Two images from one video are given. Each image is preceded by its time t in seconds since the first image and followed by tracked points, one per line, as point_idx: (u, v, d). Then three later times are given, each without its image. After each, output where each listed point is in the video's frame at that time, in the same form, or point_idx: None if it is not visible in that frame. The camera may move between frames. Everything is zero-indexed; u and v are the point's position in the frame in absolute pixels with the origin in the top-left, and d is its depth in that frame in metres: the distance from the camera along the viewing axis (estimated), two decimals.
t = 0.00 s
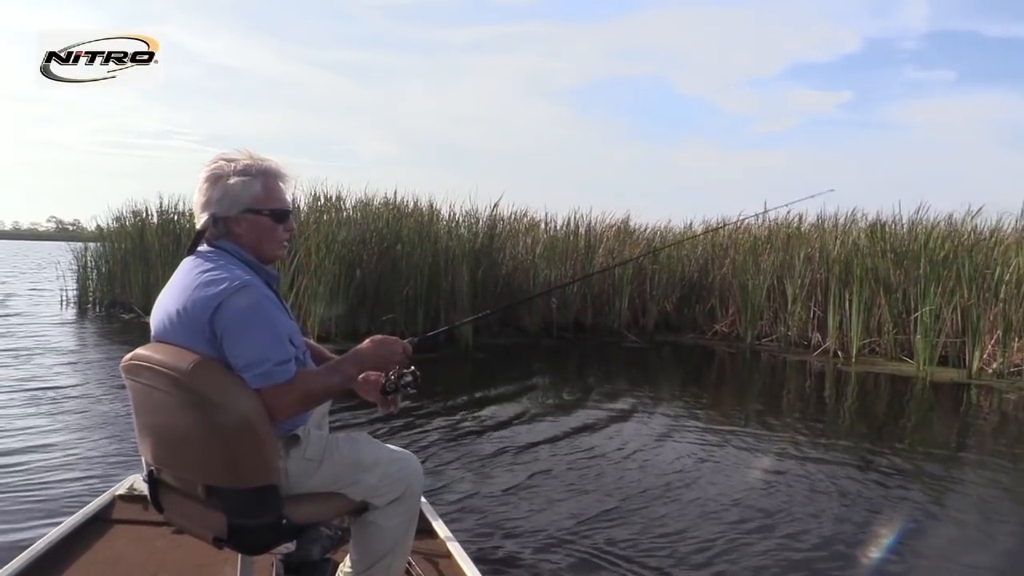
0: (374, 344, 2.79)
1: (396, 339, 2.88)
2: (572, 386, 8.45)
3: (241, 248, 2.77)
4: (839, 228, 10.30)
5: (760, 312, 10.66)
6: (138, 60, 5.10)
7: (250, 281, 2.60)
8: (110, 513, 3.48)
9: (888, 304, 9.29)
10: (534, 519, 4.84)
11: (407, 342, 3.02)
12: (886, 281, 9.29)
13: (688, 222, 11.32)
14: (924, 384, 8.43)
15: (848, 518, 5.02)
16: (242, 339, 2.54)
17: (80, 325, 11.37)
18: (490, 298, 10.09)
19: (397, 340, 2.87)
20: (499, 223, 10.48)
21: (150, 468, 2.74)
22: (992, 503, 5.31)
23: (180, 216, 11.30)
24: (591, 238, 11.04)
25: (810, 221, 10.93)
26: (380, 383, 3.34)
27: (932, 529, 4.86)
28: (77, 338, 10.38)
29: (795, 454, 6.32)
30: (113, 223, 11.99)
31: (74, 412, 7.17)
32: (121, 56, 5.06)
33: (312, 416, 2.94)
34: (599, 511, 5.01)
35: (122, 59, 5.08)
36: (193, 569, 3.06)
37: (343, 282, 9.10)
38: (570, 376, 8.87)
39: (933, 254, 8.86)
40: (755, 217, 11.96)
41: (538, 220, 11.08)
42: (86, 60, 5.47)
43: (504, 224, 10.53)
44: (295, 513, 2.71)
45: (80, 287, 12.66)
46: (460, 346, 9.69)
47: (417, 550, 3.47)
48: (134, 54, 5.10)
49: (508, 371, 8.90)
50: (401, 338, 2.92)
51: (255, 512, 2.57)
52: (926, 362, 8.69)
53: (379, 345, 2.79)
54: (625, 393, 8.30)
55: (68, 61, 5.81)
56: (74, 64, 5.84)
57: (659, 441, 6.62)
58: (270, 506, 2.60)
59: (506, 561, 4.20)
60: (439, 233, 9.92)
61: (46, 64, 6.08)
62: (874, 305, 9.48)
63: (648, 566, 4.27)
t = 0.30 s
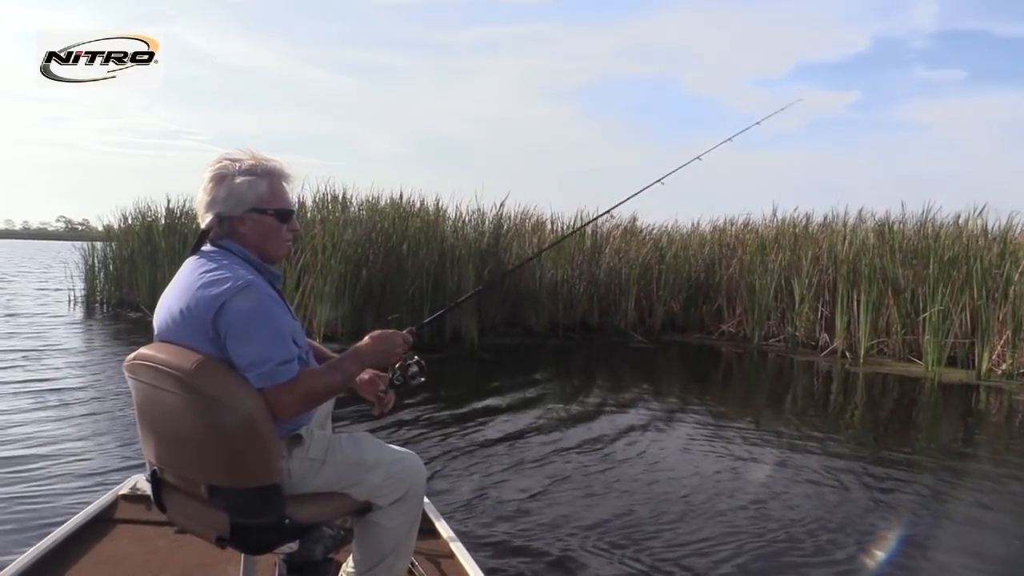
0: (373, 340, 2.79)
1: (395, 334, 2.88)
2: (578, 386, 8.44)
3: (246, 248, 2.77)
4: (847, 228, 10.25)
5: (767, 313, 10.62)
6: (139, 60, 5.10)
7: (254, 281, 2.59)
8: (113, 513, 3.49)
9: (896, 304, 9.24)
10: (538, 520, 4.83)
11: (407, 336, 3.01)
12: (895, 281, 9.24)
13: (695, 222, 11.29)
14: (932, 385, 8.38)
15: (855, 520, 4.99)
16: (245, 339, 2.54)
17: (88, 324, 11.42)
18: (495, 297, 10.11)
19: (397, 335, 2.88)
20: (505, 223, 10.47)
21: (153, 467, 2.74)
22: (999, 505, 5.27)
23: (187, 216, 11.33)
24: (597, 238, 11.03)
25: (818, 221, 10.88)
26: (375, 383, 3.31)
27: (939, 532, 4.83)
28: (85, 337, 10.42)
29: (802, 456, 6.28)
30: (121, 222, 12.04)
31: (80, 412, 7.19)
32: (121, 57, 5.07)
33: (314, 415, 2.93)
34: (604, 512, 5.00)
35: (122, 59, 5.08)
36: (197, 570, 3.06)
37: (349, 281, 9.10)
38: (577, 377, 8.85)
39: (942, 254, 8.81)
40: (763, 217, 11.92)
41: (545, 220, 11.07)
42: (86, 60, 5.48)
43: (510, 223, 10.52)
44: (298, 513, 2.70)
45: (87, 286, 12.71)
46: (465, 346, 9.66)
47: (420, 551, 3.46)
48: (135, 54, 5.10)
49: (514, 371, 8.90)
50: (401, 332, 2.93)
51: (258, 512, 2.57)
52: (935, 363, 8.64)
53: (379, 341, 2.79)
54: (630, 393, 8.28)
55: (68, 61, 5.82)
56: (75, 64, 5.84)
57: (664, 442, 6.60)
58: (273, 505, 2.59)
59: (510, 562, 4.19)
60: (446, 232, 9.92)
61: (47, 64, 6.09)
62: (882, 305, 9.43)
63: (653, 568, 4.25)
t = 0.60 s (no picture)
0: (374, 337, 2.79)
1: (395, 328, 2.88)
2: (584, 386, 8.42)
3: (248, 246, 2.76)
4: (854, 227, 10.20)
5: (774, 312, 10.58)
6: (139, 60, 5.11)
7: (256, 279, 2.59)
8: (116, 512, 3.49)
9: (904, 304, 9.19)
10: (542, 519, 4.82)
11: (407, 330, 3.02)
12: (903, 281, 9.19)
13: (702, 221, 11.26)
14: (941, 385, 8.33)
15: (861, 521, 4.96)
16: (248, 337, 2.53)
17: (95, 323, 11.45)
18: (501, 296, 10.12)
19: (397, 330, 2.88)
20: (512, 221, 10.46)
21: (156, 465, 2.74)
22: (1006, 506, 5.24)
23: (193, 215, 11.35)
24: (603, 238, 11.00)
25: (825, 220, 10.83)
26: (377, 379, 3.29)
27: (946, 533, 4.79)
28: (92, 336, 10.46)
29: (808, 456, 6.25)
30: (128, 222, 12.08)
31: (86, 410, 7.21)
32: (121, 56, 5.08)
33: (317, 414, 2.93)
34: (608, 511, 4.98)
35: (122, 59, 5.09)
36: (199, 569, 3.06)
37: (355, 280, 9.10)
38: (583, 377, 8.82)
39: (950, 254, 8.76)
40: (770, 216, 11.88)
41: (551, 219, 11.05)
42: (86, 60, 5.49)
43: (516, 222, 10.51)
44: (300, 512, 2.70)
45: (94, 285, 12.76)
46: (471, 345, 9.65)
47: (423, 550, 3.45)
48: (135, 54, 5.11)
49: (519, 370, 8.89)
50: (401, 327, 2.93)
51: (261, 510, 2.56)
52: (944, 364, 8.59)
53: (380, 338, 2.79)
54: (636, 393, 8.27)
55: (68, 61, 5.84)
56: (75, 64, 5.86)
57: (670, 442, 6.57)
58: (276, 504, 2.58)
59: (514, 561, 4.18)
60: (452, 231, 9.91)
61: (47, 64, 6.10)
62: (890, 305, 9.39)
63: (656, 567, 4.23)
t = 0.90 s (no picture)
0: (372, 334, 2.79)
1: (393, 324, 2.88)
2: (589, 386, 8.41)
3: (249, 246, 2.76)
4: (862, 226, 10.16)
5: (780, 311, 10.55)
6: (139, 60, 5.11)
7: (257, 278, 2.58)
8: (119, 511, 3.50)
9: (911, 304, 9.15)
10: (545, 519, 4.80)
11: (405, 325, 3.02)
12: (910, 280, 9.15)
13: (708, 220, 11.24)
14: (948, 385, 8.29)
15: (867, 521, 4.93)
16: (250, 336, 2.53)
17: (102, 323, 11.50)
18: (506, 296, 10.11)
19: (396, 325, 2.88)
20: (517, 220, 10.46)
21: (159, 465, 2.74)
22: (1013, 507, 5.19)
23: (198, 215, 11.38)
24: (608, 237, 10.99)
25: (832, 219, 10.79)
26: (380, 375, 3.26)
27: (954, 534, 4.75)
28: (99, 336, 10.50)
29: (814, 456, 6.22)
30: (135, 222, 12.13)
31: (92, 410, 7.23)
32: (122, 57, 5.09)
33: (320, 413, 2.92)
34: (612, 511, 4.97)
35: (122, 59, 5.10)
36: (202, 568, 3.07)
37: (360, 280, 9.11)
38: (589, 377, 8.78)
39: (957, 253, 8.71)
40: (777, 215, 11.84)
41: (556, 218, 11.04)
42: (86, 60, 5.50)
43: (522, 221, 10.50)
44: (302, 511, 2.69)
45: (100, 284, 12.81)
46: (475, 344, 9.65)
47: (425, 549, 3.44)
48: (134, 54, 5.11)
49: (525, 370, 8.88)
50: (399, 322, 2.93)
51: (264, 509, 2.56)
52: (951, 363, 8.55)
53: (378, 335, 2.79)
54: (641, 392, 8.25)
55: (68, 62, 5.85)
56: (75, 64, 5.87)
57: (675, 442, 6.55)
58: (278, 503, 2.58)
59: (517, 561, 4.17)
60: (457, 230, 9.90)
61: (47, 65, 6.11)
62: (897, 304, 9.34)
63: (660, 567, 4.21)
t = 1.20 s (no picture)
0: (374, 331, 2.78)
1: (394, 320, 2.88)
2: (593, 385, 8.40)
3: (254, 245, 2.76)
4: (868, 225, 10.12)
5: (786, 311, 10.53)
6: (139, 60, 5.12)
7: (260, 277, 2.58)
8: (123, 510, 3.51)
9: (918, 303, 9.12)
10: (548, 517, 4.80)
11: (405, 320, 3.02)
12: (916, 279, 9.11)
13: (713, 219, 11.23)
14: (955, 384, 8.26)
15: (871, 520, 4.91)
16: (254, 334, 2.53)
17: (109, 323, 11.54)
18: (511, 295, 10.10)
19: (396, 321, 2.88)
20: (522, 219, 10.45)
21: (162, 463, 2.74)
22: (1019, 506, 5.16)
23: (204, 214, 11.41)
24: (613, 236, 10.99)
25: (838, 218, 10.75)
26: (382, 371, 3.32)
27: (958, 533, 4.73)
28: (105, 335, 10.54)
29: (819, 455, 6.20)
30: (142, 221, 12.17)
31: (97, 409, 7.26)
32: (121, 56, 5.10)
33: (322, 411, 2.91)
34: (614, 509, 4.96)
35: (122, 59, 5.11)
36: (206, 567, 3.07)
37: (364, 279, 9.11)
38: (594, 376, 8.77)
39: (963, 252, 8.67)
40: (784, 214, 11.81)
41: (561, 217, 11.04)
42: (86, 60, 5.52)
43: (527, 220, 10.50)
44: (305, 509, 2.69)
45: (107, 283, 12.87)
46: (480, 343, 9.65)
47: (428, 548, 3.44)
48: (134, 54, 5.13)
49: (529, 369, 8.88)
50: (400, 318, 2.93)
51: (266, 508, 2.56)
52: (958, 362, 8.51)
53: (379, 333, 2.78)
54: (646, 392, 8.23)
55: (68, 61, 5.87)
56: (75, 64, 5.89)
57: (679, 441, 6.54)
58: (281, 501, 2.58)
59: (519, 559, 4.16)
60: (462, 229, 9.90)
61: (47, 64, 6.13)
62: (903, 304, 9.31)
63: (662, 565, 4.20)
